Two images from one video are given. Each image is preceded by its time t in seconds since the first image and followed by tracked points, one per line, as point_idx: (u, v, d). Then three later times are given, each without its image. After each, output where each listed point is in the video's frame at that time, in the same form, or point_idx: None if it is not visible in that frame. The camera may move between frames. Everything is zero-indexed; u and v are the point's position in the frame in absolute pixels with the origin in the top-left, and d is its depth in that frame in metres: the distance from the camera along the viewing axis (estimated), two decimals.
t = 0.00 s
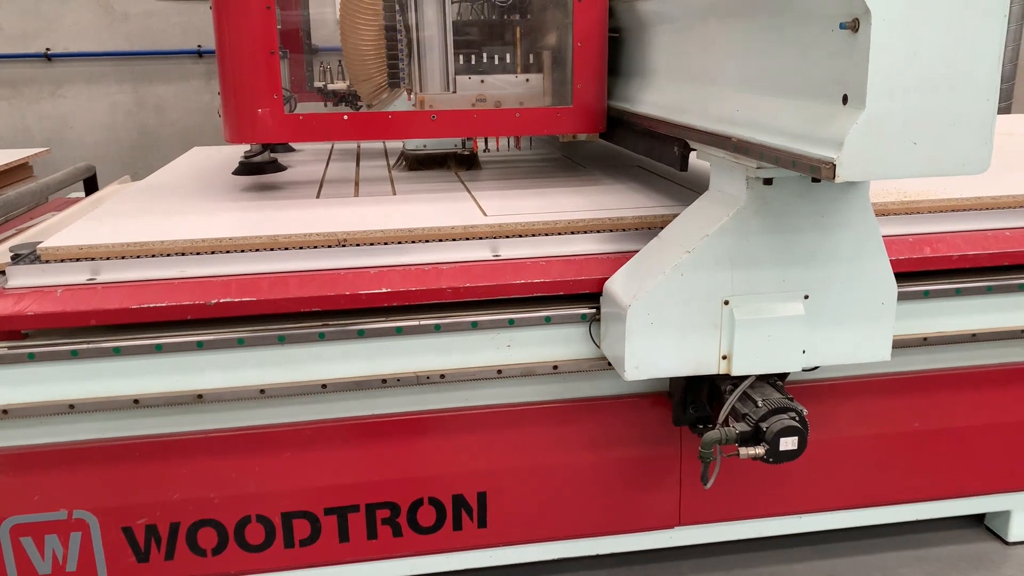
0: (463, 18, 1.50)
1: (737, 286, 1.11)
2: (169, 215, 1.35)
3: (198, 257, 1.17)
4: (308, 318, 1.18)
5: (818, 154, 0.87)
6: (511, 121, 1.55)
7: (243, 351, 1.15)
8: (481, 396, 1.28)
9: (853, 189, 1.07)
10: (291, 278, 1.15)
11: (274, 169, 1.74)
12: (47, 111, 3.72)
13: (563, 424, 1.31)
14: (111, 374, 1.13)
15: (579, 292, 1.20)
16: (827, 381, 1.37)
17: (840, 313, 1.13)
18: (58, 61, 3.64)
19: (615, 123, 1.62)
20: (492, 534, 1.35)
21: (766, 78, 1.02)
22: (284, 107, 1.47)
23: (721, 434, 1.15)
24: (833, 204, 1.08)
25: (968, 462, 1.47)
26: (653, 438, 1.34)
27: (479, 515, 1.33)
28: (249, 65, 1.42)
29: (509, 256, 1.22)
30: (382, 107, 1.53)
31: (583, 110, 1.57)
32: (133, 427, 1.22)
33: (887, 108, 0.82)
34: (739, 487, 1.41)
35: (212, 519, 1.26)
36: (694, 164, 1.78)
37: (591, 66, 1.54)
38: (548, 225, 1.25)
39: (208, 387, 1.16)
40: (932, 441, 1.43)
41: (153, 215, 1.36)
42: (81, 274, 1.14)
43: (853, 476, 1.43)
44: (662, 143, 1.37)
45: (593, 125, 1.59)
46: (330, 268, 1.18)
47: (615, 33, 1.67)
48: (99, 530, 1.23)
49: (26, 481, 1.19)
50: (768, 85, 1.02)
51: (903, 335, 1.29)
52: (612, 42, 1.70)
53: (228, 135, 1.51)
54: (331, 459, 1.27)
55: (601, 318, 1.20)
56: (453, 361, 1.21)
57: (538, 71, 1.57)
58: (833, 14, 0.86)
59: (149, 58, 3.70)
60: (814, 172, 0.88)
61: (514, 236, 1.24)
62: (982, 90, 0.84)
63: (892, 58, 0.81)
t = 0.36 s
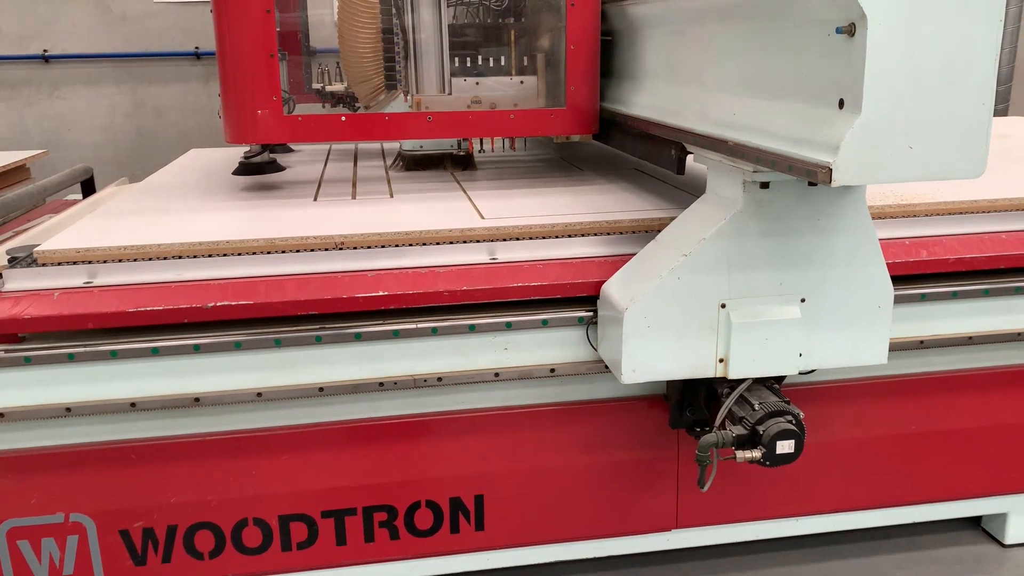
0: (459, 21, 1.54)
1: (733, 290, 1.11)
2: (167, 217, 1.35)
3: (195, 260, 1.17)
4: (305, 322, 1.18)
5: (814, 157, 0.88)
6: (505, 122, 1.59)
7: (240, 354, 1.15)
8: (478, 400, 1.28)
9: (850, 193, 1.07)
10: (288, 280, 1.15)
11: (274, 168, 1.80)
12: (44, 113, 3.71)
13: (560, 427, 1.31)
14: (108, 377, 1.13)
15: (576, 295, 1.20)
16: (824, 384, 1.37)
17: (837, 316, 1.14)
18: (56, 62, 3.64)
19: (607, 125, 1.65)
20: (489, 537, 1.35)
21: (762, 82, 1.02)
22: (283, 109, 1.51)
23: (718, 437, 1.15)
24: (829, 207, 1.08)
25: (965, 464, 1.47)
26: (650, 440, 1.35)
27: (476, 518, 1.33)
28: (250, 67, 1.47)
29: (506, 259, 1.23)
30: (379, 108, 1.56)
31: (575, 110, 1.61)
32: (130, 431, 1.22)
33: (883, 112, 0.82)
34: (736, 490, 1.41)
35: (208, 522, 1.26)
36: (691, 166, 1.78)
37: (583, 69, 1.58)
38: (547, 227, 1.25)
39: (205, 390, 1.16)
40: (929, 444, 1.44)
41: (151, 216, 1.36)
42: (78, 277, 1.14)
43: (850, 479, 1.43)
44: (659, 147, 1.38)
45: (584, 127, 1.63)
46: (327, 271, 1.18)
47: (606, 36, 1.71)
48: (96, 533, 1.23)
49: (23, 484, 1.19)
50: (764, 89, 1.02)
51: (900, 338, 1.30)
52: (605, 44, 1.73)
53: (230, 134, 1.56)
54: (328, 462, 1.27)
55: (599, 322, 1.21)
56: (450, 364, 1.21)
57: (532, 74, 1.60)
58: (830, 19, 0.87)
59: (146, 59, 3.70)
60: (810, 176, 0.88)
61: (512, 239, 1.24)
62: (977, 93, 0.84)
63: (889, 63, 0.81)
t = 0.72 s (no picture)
0: (455, 21, 1.56)
1: (731, 289, 1.11)
2: (164, 217, 1.35)
3: (193, 259, 1.17)
4: (303, 321, 1.18)
5: (812, 157, 0.88)
6: (500, 120, 1.62)
7: (237, 354, 1.15)
8: (476, 399, 1.28)
9: (847, 192, 1.07)
10: (286, 280, 1.15)
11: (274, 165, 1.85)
12: (40, 112, 3.71)
13: (558, 426, 1.31)
14: (105, 377, 1.13)
15: (575, 294, 1.20)
16: (822, 384, 1.37)
17: (835, 315, 1.14)
18: (52, 62, 3.63)
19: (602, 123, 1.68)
20: (487, 536, 1.35)
21: (760, 82, 1.03)
22: (283, 106, 1.53)
23: (716, 436, 1.15)
24: (828, 207, 1.08)
25: (962, 464, 1.47)
26: (648, 440, 1.35)
27: (474, 517, 1.33)
28: (249, 65, 1.49)
29: (504, 258, 1.22)
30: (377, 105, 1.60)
31: (569, 108, 1.63)
32: (127, 430, 1.21)
33: (881, 112, 0.82)
34: (734, 490, 1.41)
35: (206, 522, 1.26)
36: (689, 166, 1.78)
37: (578, 68, 1.61)
38: (545, 227, 1.26)
39: (203, 390, 1.16)
40: (926, 443, 1.44)
41: (149, 216, 1.36)
42: (75, 276, 1.14)
43: (847, 478, 1.44)
44: (656, 147, 1.38)
45: (579, 124, 1.65)
46: (324, 269, 1.18)
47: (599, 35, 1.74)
48: (93, 533, 1.23)
49: (20, 484, 1.19)
50: (761, 89, 1.02)
51: (898, 337, 1.30)
52: (599, 43, 1.74)
53: (229, 131, 1.57)
54: (326, 462, 1.27)
55: (597, 321, 1.21)
56: (448, 363, 1.21)
57: (527, 72, 1.63)
58: (828, 19, 0.87)
59: (144, 59, 3.70)
60: (808, 176, 0.88)
61: (510, 239, 1.24)
62: (975, 93, 0.84)
63: (886, 63, 0.81)
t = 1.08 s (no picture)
0: (452, 20, 1.60)
1: (730, 290, 1.11)
2: (163, 216, 1.35)
3: (192, 258, 1.17)
4: (302, 320, 1.18)
5: (811, 158, 0.88)
6: (497, 118, 1.64)
7: (237, 353, 1.15)
8: (475, 399, 1.28)
9: (846, 193, 1.07)
10: (285, 280, 1.15)
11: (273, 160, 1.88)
12: (39, 110, 3.70)
13: (557, 426, 1.31)
14: (104, 377, 1.13)
15: (574, 294, 1.20)
16: (820, 384, 1.37)
17: (833, 315, 1.14)
18: (51, 60, 3.63)
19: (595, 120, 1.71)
20: (486, 536, 1.35)
21: (759, 82, 1.03)
22: (283, 104, 1.56)
23: (714, 437, 1.15)
24: (826, 207, 1.08)
25: (960, 463, 1.47)
26: (647, 439, 1.35)
27: (473, 517, 1.33)
28: (250, 64, 1.51)
29: (503, 258, 1.22)
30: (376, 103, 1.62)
31: (564, 106, 1.66)
32: (127, 430, 1.21)
33: (880, 113, 0.82)
34: (733, 489, 1.41)
35: (205, 521, 1.26)
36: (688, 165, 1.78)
37: (572, 67, 1.64)
38: (543, 226, 1.26)
39: (201, 390, 1.16)
40: (925, 443, 1.44)
41: (148, 215, 1.36)
42: (74, 276, 1.14)
43: (846, 478, 1.44)
44: (655, 147, 1.38)
45: (572, 121, 1.68)
46: (322, 268, 1.18)
47: (595, 35, 1.76)
48: (92, 533, 1.23)
49: (19, 483, 1.19)
50: (760, 90, 1.02)
51: (896, 337, 1.30)
52: (598, 42, 1.74)
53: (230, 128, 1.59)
54: (326, 461, 1.27)
55: (595, 320, 1.21)
56: (447, 363, 1.21)
57: (523, 71, 1.67)
58: (827, 19, 0.87)
59: (142, 57, 3.69)
60: (806, 176, 0.88)
61: (509, 238, 1.25)
62: (973, 93, 0.84)
63: (885, 64, 0.81)
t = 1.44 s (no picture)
0: (449, 18, 1.63)
1: (730, 287, 1.11)
2: (163, 214, 1.35)
3: (191, 256, 1.17)
4: (302, 318, 1.18)
5: (811, 155, 0.88)
6: (493, 113, 1.67)
7: (236, 351, 1.15)
8: (475, 396, 1.28)
9: (846, 190, 1.07)
10: (285, 278, 1.15)
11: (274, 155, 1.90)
12: (38, 108, 3.70)
13: (557, 423, 1.31)
14: (103, 375, 1.13)
15: (573, 292, 1.20)
16: (819, 381, 1.37)
17: (833, 313, 1.14)
18: (50, 57, 3.63)
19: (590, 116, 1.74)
20: (486, 533, 1.35)
21: (758, 79, 1.02)
22: (283, 100, 1.59)
23: (714, 434, 1.14)
24: (826, 204, 1.08)
25: (960, 461, 1.47)
26: (646, 437, 1.35)
27: (473, 514, 1.33)
28: (252, 60, 1.55)
29: (503, 255, 1.22)
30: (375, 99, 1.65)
31: (559, 102, 1.70)
32: (126, 428, 1.21)
33: (879, 110, 0.82)
34: (732, 487, 1.41)
35: (205, 519, 1.26)
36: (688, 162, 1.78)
37: (567, 64, 1.68)
38: (542, 224, 1.27)
39: (201, 387, 1.16)
40: (924, 440, 1.44)
41: (147, 213, 1.36)
42: (74, 274, 1.14)
43: (845, 475, 1.44)
44: (656, 144, 1.37)
45: (567, 116, 1.72)
46: (320, 266, 1.18)
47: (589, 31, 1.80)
48: (92, 530, 1.23)
49: (19, 481, 1.19)
50: (760, 86, 1.02)
51: (895, 334, 1.30)
52: (597, 39, 1.74)
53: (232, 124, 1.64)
54: (326, 459, 1.27)
55: (595, 318, 1.21)
56: (447, 361, 1.21)
57: (519, 67, 1.71)
58: (827, 16, 0.86)
59: (141, 55, 3.69)
60: (806, 173, 0.88)
61: (508, 236, 1.25)
62: (973, 90, 0.84)
63: (885, 61, 0.81)
